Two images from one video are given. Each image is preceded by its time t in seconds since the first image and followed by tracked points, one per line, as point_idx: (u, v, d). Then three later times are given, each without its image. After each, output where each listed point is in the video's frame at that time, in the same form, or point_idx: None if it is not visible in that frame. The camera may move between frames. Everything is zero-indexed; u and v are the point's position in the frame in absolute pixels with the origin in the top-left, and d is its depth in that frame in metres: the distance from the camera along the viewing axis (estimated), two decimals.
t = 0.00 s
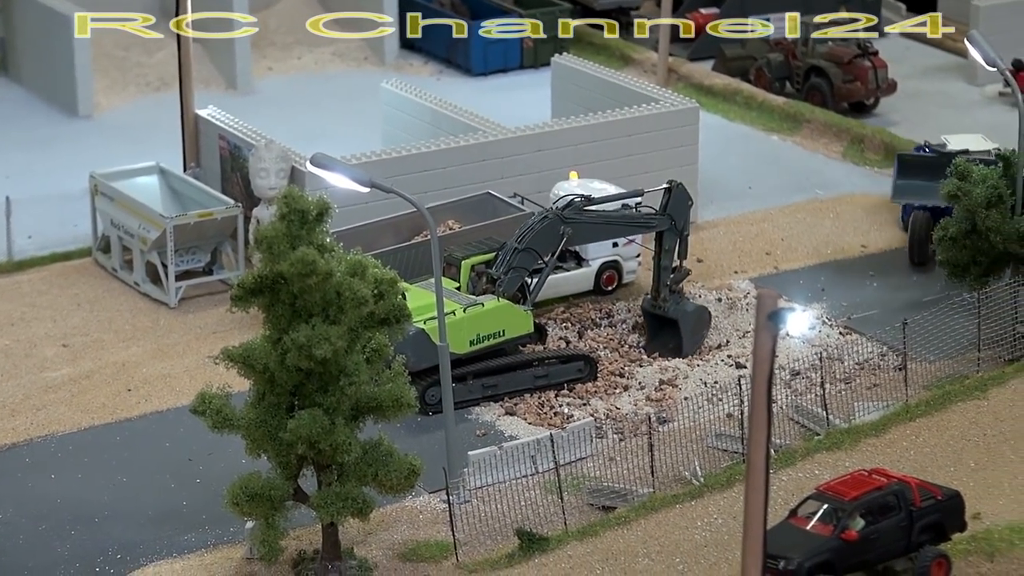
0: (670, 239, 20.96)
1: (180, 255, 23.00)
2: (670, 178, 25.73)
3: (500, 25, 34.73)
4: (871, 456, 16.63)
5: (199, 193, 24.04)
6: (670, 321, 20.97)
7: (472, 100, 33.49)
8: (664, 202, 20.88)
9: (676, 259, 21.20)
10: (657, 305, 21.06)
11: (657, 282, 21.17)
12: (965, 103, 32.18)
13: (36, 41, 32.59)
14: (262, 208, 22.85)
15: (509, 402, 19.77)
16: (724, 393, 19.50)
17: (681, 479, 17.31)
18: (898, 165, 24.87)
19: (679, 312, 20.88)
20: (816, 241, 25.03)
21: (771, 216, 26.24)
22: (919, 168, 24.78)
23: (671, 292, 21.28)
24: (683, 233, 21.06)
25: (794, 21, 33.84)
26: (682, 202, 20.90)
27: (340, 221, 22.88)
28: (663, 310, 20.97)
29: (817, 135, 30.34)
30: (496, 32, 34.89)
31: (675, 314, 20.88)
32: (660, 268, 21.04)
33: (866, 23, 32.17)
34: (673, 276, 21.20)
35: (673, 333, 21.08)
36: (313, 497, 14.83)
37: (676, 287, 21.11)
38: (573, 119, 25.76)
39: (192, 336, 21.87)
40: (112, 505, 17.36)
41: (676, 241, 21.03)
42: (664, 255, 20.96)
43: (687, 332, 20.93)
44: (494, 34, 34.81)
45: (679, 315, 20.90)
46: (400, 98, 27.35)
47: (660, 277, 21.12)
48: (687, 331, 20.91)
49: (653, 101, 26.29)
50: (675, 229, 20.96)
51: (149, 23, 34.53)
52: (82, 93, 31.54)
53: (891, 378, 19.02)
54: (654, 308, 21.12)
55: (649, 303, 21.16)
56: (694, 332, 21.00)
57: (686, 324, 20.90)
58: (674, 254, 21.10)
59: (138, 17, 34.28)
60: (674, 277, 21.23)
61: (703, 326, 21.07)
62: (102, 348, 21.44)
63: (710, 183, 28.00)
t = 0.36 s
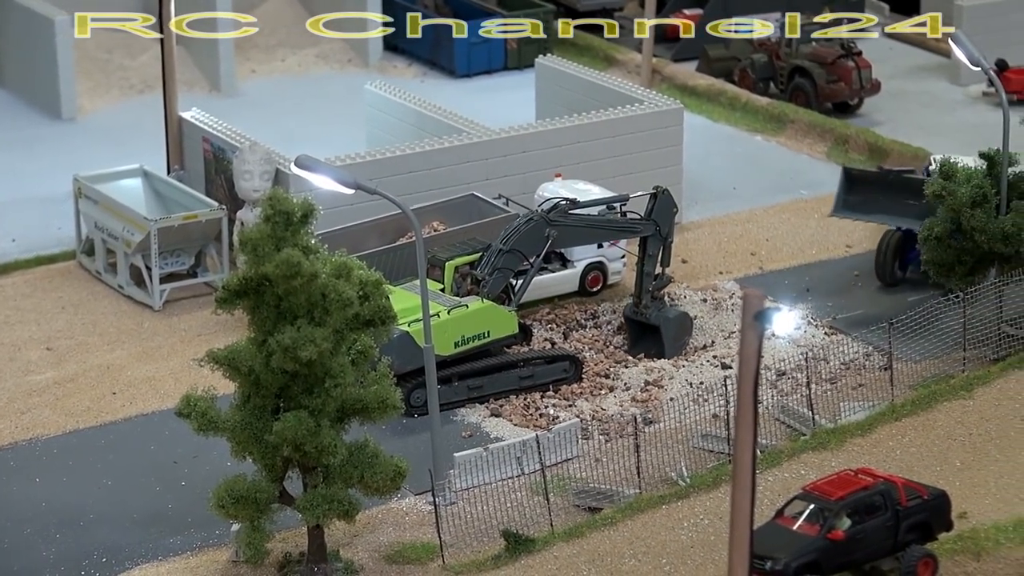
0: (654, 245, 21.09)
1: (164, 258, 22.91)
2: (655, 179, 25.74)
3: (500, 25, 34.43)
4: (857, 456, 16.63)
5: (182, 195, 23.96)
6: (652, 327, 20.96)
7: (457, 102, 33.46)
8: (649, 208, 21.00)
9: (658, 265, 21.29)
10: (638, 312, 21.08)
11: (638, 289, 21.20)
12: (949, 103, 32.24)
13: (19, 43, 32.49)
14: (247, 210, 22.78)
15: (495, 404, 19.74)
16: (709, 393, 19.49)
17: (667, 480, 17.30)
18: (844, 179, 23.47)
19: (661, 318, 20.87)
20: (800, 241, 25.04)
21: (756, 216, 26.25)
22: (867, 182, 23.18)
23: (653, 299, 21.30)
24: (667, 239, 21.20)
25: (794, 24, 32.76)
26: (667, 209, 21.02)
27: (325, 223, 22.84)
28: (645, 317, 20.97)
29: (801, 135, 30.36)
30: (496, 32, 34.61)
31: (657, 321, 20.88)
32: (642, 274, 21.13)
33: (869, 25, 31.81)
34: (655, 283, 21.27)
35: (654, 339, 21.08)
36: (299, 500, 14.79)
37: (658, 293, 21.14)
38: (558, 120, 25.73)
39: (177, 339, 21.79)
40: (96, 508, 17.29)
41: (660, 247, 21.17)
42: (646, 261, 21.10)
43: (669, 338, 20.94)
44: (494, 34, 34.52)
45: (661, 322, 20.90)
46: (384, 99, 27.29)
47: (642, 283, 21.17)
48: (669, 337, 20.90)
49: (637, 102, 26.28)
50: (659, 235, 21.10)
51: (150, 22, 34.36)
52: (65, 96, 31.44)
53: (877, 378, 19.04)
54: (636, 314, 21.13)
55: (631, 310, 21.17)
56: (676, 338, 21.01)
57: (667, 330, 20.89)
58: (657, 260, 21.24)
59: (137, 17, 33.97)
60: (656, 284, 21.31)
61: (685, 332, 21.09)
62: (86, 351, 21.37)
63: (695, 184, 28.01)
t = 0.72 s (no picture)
0: (640, 250, 21.08)
1: (150, 259, 22.80)
2: (642, 178, 25.70)
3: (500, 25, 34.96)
4: (845, 455, 16.61)
5: (167, 196, 23.85)
6: (632, 331, 20.89)
7: (443, 103, 33.40)
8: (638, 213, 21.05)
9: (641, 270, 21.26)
10: (619, 316, 20.97)
11: (619, 293, 21.10)
12: (935, 102, 32.26)
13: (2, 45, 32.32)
14: (232, 210, 22.69)
15: (482, 404, 19.69)
16: (696, 392, 19.45)
17: (655, 480, 17.25)
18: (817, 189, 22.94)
19: (642, 322, 20.81)
20: (787, 241, 25.03)
21: (743, 216, 26.23)
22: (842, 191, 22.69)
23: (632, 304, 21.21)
24: (654, 245, 21.22)
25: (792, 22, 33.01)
26: (655, 214, 21.09)
27: (312, 222, 22.78)
28: (625, 322, 20.88)
29: (788, 135, 30.35)
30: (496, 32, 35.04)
31: (638, 324, 20.80)
32: (626, 279, 21.08)
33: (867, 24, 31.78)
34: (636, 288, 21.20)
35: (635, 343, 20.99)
36: (286, 500, 14.73)
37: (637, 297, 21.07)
38: (544, 120, 25.68)
39: (163, 340, 21.69)
40: (82, 510, 17.19)
41: (645, 253, 21.17)
42: (631, 266, 21.06)
43: (651, 341, 20.88)
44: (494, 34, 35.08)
45: (641, 325, 20.82)
46: (370, 100, 27.21)
47: (624, 286, 21.10)
48: (651, 339, 20.84)
49: (623, 101, 26.24)
50: (647, 241, 21.10)
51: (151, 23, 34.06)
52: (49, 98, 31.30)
53: (865, 377, 19.03)
54: (616, 319, 21.03)
55: (611, 315, 21.06)
56: (659, 340, 20.96)
57: (648, 332, 20.82)
58: (641, 265, 21.21)
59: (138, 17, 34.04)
60: (637, 290, 21.25)
61: (666, 335, 21.03)
62: (72, 352, 21.26)
63: (681, 183, 27.97)
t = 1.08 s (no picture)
0: (627, 261, 21.05)
1: (135, 260, 22.66)
2: (629, 178, 25.62)
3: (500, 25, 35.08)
4: (834, 454, 16.55)
5: (153, 196, 23.71)
6: (609, 343, 20.84)
7: (429, 103, 33.30)
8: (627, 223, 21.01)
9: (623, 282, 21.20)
10: (597, 326, 20.95)
11: (600, 303, 21.03)
12: (922, 102, 32.24)
13: None
14: (218, 211, 22.56)
15: (469, 404, 19.59)
16: (684, 392, 19.38)
17: (643, 479, 17.16)
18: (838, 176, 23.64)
19: (620, 334, 20.75)
20: (775, 240, 24.97)
21: (731, 215, 26.18)
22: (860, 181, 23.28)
23: (613, 315, 21.15)
24: (639, 258, 21.18)
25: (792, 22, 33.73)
26: (643, 228, 21.00)
27: (299, 222, 22.67)
28: (603, 333, 20.85)
29: (775, 134, 30.32)
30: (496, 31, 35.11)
31: (616, 336, 20.75)
32: (608, 288, 21.03)
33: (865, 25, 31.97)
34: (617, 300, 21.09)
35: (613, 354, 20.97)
36: (272, 501, 14.62)
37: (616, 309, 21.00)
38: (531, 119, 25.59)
39: (149, 341, 21.55)
40: (68, 511, 17.06)
41: (631, 264, 21.13)
42: (614, 276, 21.04)
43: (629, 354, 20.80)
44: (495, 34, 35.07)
45: (618, 337, 20.76)
46: (356, 99, 27.10)
47: (605, 297, 21.01)
48: (630, 351, 20.75)
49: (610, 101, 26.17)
50: (634, 252, 21.05)
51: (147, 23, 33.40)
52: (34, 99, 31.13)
53: (853, 376, 18.97)
54: (594, 330, 20.99)
55: (590, 326, 21.04)
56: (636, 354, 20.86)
57: (626, 344, 20.76)
58: (625, 276, 21.17)
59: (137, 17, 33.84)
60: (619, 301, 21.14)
61: (644, 348, 20.90)
62: (56, 353, 21.11)
63: (669, 183, 27.91)
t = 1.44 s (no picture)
0: (613, 270, 20.96)
1: (121, 265, 22.54)
2: (616, 182, 25.58)
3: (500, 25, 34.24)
4: (824, 457, 16.50)
5: (138, 200, 23.58)
6: (590, 350, 20.78)
7: (416, 107, 33.22)
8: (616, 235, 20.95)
9: (610, 292, 21.08)
10: (578, 334, 20.84)
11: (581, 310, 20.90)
12: (909, 105, 32.28)
13: None
14: (204, 215, 22.46)
15: (456, 408, 19.52)
16: (672, 396, 19.32)
17: (632, 484, 17.08)
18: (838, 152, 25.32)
19: (601, 343, 20.68)
20: (762, 244, 24.96)
21: (718, 219, 26.16)
22: (857, 163, 23.86)
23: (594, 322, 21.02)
24: (626, 269, 21.05)
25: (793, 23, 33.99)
26: (632, 240, 20.90)
27: (286, 225, 22.57)
28: (584, 341, 20.77)
29: (762, 138, 30.33)
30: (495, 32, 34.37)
31: (596, 344, 20.69)
32: (591, 297, 20.90)
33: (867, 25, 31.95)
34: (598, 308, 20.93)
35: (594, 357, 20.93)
36: (259, 506, 14.55)
37: (598, 317, 20.85)
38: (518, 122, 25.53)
39: (135, 346, 21.44)
40: (54, 517, 16.95)
41: (617, 274, 21.03)
42: (598, 285, 20.91)
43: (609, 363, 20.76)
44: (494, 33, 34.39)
45: (599, 346, 20.71)
46: (343, 103, 27.02)
47: (586, 305, 20.85)
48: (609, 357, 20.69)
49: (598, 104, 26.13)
50: (621, 262, 20.95)
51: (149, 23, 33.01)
52: (19, 103, 30.98)
53: (842, 380, 18.95)
54: (574, 337, 20.89)
55: (571, 329, 20.93)
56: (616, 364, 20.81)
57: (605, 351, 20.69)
58: (612, 285, 21.05)
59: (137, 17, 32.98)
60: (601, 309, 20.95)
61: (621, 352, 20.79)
62: (42, 359, 20.99)
63: (656, 187, 27.87)
